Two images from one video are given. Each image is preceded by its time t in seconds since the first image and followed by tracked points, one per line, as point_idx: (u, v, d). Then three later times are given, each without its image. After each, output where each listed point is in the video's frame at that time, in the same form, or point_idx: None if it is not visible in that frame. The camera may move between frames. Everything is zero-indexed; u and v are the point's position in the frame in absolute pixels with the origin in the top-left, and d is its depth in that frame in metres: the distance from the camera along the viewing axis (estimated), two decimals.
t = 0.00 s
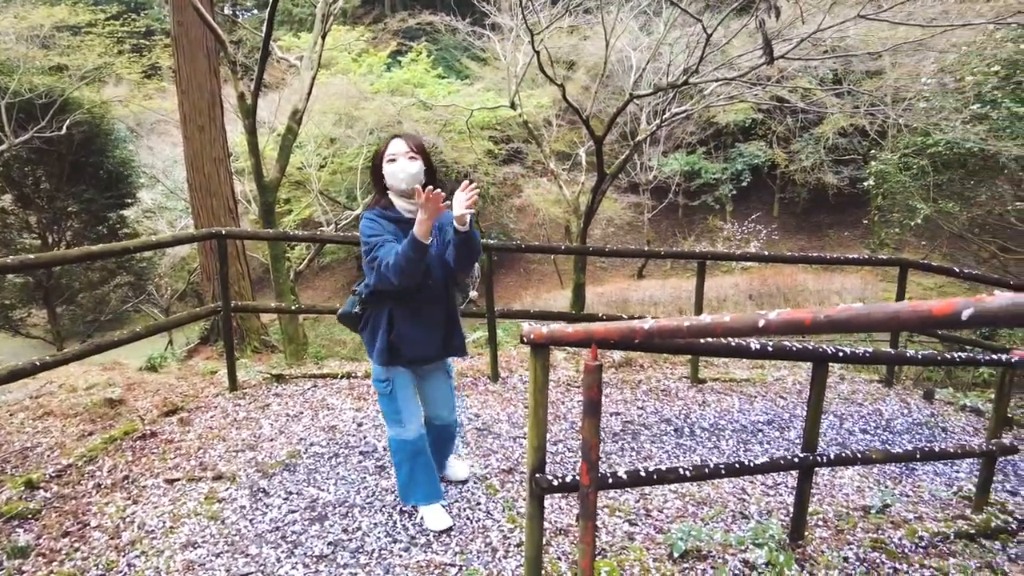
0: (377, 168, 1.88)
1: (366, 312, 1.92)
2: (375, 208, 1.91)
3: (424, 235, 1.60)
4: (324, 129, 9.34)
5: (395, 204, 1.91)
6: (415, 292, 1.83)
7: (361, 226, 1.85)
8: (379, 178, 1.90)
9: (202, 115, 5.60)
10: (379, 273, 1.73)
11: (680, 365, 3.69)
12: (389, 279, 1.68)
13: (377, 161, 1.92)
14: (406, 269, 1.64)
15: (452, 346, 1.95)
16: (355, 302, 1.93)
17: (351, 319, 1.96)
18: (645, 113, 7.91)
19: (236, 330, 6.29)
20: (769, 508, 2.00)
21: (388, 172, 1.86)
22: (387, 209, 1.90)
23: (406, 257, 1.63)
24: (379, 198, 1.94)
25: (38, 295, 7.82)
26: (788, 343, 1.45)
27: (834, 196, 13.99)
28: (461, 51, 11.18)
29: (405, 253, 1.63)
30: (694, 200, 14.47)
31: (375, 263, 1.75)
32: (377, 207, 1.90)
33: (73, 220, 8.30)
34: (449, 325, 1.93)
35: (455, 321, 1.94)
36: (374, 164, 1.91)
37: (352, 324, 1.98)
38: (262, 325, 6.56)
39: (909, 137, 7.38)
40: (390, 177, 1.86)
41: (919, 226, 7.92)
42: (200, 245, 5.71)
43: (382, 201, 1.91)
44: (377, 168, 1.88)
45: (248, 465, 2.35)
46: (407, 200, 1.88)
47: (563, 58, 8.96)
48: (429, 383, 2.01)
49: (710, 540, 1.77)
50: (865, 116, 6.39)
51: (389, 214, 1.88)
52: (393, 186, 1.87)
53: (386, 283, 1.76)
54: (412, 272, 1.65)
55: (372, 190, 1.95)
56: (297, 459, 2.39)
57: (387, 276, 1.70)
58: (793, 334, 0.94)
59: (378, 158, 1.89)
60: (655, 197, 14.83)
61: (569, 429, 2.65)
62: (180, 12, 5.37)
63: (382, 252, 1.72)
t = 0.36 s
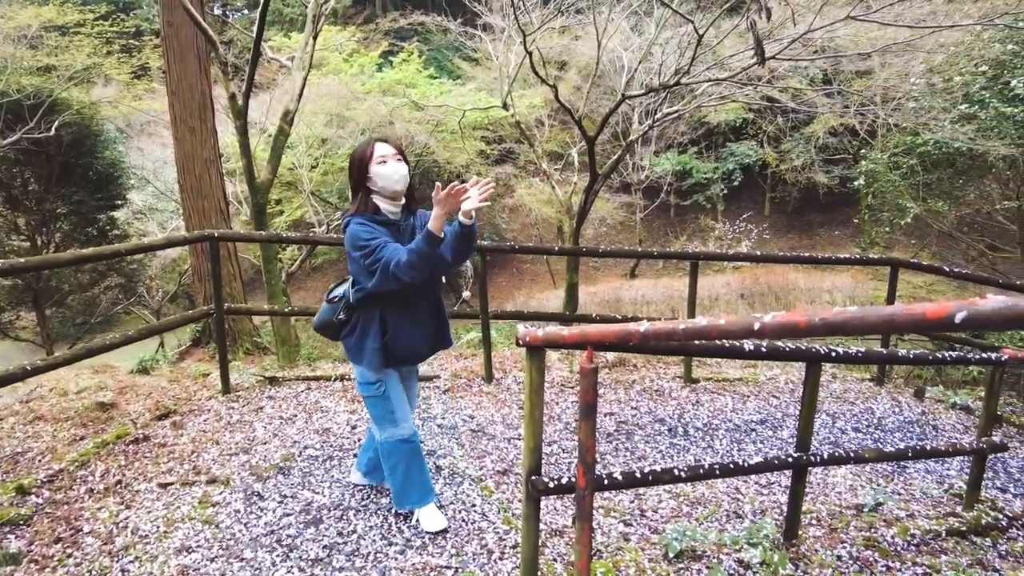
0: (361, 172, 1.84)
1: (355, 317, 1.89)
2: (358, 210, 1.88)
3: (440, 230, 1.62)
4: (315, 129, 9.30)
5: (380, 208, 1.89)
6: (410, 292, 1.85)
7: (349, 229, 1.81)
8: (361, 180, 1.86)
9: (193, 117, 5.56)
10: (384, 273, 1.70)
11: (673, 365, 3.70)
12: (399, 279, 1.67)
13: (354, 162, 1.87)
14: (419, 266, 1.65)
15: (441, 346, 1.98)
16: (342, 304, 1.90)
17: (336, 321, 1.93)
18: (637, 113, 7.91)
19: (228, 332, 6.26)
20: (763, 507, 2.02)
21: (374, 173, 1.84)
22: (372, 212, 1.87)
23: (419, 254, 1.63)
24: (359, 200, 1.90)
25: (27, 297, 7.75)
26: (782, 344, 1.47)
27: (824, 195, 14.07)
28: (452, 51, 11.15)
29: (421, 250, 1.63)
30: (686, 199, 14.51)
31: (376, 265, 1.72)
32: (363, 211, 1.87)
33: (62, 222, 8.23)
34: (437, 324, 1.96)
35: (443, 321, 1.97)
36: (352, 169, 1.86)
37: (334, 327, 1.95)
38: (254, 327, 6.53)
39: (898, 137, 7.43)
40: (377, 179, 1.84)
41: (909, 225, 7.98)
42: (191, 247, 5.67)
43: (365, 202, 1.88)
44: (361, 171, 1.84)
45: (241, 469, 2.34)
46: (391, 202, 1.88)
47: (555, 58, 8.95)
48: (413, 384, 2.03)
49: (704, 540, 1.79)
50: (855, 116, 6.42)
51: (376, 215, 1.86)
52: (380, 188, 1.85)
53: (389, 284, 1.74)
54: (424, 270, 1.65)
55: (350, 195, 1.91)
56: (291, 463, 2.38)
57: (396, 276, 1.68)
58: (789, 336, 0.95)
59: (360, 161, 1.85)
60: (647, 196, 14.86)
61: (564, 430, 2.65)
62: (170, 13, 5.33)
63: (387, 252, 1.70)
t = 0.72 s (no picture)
0: (332, 182, 1.77)
1: (333, 329, 1.85)
2: (325, 220, 1.80)
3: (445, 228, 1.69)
4: (307, 135, 9.27)
5: (350, 217, 1.84)
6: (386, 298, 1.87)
7: (329, 239, 1.73)
8: (333, 191, 1.78)
9: (185, 123, 5.52)
10: (385, 279, 1.68)
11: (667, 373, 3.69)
12: (402, 282, 1.67)
13: (316, 172, 1.77)
14: (425, 267, 1.66)
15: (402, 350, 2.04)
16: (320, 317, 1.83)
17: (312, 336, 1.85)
18: (630, 119, 7.92)
19: (220, 340, 6.21)
20: (756, 519, 2.02)
21: (345, 184, 1.79)
22: (344, 222, 1.82)
23: (427, 254, 1.64)
24: (322, 212, 1.81)
25: (16, 305, 7.69)
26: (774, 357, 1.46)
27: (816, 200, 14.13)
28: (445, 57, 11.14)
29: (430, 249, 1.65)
30: (679, 204, 14.55)
31: (372, 271, 1.69)
32: (334, 220, 1.80)
33: (52, 229, 8.16)
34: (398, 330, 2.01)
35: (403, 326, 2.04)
36: (317, 178, 1.77)
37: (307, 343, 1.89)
38: (245, 335, 6.48)
39: (889, 143, 7.48)
40: (349, 189, 1.80)
41: (900, 230, 7.96)
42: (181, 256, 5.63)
43: (333, 213, 1.81)
44: (332, 180, 1.77)
45: (231, 484, 2.31)
46: (358, 213, 1.85)
47: (547, 63, 8.96)
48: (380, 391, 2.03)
49: (698, 554, 1.77)
50: (846, 121, 6.45)
51: (346, 225, 1.82)
52: (352, 198, 1.81)
53: (384, 290, 1.73)
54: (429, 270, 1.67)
55: (313, 205, 1.81)
56: (282, 477, 2.36)
57: (400, 280, 1.67)
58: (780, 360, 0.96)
59: (327, 170, 1.76)
60: (640, 201, 14.89)
61: (558, 441, 2.64)
62: (161, 19, 5.27)
63: (385, 256, 1.68)
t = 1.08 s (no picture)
0: (315, 233, 1.71)
1: (332, 380, 1.78)
2: (307, 272, 1.73)
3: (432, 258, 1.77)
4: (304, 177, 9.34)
5: (331, 264, 1.80)
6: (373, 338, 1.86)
7: (324, 288, 1.68)
8: (313, 241, 1.72)
9: (181, 166, 5.56)
10: (389, 318, 1.69)
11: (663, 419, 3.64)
12: (405, 317, 1.70)
13: (291, 225, 1.70)
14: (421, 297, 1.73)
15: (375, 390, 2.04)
16: (319, 372, 1.74)
17: (313, 393, 1.74)
18: (623, 162, 8.02)
19: (211, 385, 6.14)
20: None
21: (323, 231, 1.75)
22: (328, 271, 1.76)
23: (423, 284, 1.72)
24: (302, 264, 1.73)
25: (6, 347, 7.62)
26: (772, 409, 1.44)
27: (808, 239, 14.25)
28: (440, 100, 11.34)
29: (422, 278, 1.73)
30: (673, 243, 14.66)
31: (374, 313, 1.67)
32: (318, 269, 1.74)
33: (46, 270, 8.14)
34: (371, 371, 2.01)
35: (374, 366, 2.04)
36: (297, 229, 1.70)
37: (307, 404, 1.75)
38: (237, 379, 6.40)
39: (878, 184, 7.58)
40: (326, 237, 1.75)
41: (893, 268, 8.14)
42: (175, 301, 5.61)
43: (313, 263, 1.74)
44: (314, 229, 1.71)
45: (216, 541, 2.24)
46: (335, 260, 1.81)
47: (542, 107, 9.11)
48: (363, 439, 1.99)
49: None
50: (836, 163, 6.55)
51: (327, 274, 1.77)
52: (331, 246, 1.77)
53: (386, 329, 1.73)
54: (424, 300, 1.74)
55: (292, 257, 1.73)
56: (268, 534, 2.30)
57: (405, 314, 1.71)
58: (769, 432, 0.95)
59: (306, 222, 1.70)
60: (634, 240, 15.00)
61: (552, 493, 2.58)
62: (160, 65, 5.39)
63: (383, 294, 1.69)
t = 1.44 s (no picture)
0: (313, 315, 1.71)
1: (323, 466, 1.73)
2: (303, 354, 1.71)
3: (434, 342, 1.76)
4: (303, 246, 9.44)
5: (328, 345, 1.78)
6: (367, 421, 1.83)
7: (321, 372, 1.66)
8: (311, 323, 1.71)
9: (180, 234, 5.64)
10: (387, 404, 1.67)
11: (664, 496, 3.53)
12: (403, 402, 1.68)
13: (289, 306, 1.69)
14: (420, 382, 1.71)
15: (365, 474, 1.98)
16: (311, 458, 1.69)
17: (304, 480, 1.69)
18: (618, 231, 8.14)
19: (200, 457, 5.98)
20: None
21: (321, 313, 1.74)
22: (324, 353, 1.75)
23: (424, 369, 1.71)
24: (298, 345, 1.71)
25: None
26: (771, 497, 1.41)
27: (804, 305, 14.31)
28: (439, 171, 11.63)
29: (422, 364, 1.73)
30: (669, 309, 14.70)
31: (371, 397, 1.65)
32: (315, 351, 1.72)
33: (40, 338, 8.11)
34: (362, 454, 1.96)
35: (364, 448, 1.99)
36: (295, 310, 1.69)
37: (296, 491, 1.69)
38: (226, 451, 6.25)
39: (870, 252, 7.68)
40: (324, 319, 1.75)
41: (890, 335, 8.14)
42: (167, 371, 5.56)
43: (310, 345, 1.72)
44: (310, 312, 1.70)
45: None
46: (331, 342, 1.80)
47: (538, 178, 9.33)
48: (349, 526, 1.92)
49: None
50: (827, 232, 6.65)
51: (322, 356, 1.75)
52: (330, 327, 1.76)
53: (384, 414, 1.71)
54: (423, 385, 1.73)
55: (288, 339, 1.72)
56: None
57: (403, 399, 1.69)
58: (770, 534, 0.94)
59: (304, 303, 1.70)
60: (631, 306, 15.03)
61: None
62: (165, 137, 5.55)
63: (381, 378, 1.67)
